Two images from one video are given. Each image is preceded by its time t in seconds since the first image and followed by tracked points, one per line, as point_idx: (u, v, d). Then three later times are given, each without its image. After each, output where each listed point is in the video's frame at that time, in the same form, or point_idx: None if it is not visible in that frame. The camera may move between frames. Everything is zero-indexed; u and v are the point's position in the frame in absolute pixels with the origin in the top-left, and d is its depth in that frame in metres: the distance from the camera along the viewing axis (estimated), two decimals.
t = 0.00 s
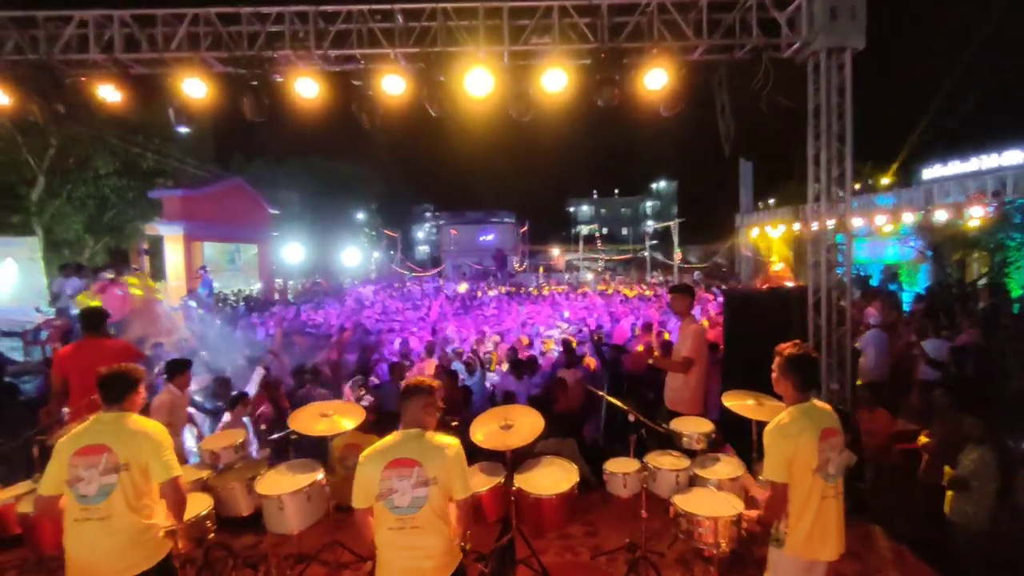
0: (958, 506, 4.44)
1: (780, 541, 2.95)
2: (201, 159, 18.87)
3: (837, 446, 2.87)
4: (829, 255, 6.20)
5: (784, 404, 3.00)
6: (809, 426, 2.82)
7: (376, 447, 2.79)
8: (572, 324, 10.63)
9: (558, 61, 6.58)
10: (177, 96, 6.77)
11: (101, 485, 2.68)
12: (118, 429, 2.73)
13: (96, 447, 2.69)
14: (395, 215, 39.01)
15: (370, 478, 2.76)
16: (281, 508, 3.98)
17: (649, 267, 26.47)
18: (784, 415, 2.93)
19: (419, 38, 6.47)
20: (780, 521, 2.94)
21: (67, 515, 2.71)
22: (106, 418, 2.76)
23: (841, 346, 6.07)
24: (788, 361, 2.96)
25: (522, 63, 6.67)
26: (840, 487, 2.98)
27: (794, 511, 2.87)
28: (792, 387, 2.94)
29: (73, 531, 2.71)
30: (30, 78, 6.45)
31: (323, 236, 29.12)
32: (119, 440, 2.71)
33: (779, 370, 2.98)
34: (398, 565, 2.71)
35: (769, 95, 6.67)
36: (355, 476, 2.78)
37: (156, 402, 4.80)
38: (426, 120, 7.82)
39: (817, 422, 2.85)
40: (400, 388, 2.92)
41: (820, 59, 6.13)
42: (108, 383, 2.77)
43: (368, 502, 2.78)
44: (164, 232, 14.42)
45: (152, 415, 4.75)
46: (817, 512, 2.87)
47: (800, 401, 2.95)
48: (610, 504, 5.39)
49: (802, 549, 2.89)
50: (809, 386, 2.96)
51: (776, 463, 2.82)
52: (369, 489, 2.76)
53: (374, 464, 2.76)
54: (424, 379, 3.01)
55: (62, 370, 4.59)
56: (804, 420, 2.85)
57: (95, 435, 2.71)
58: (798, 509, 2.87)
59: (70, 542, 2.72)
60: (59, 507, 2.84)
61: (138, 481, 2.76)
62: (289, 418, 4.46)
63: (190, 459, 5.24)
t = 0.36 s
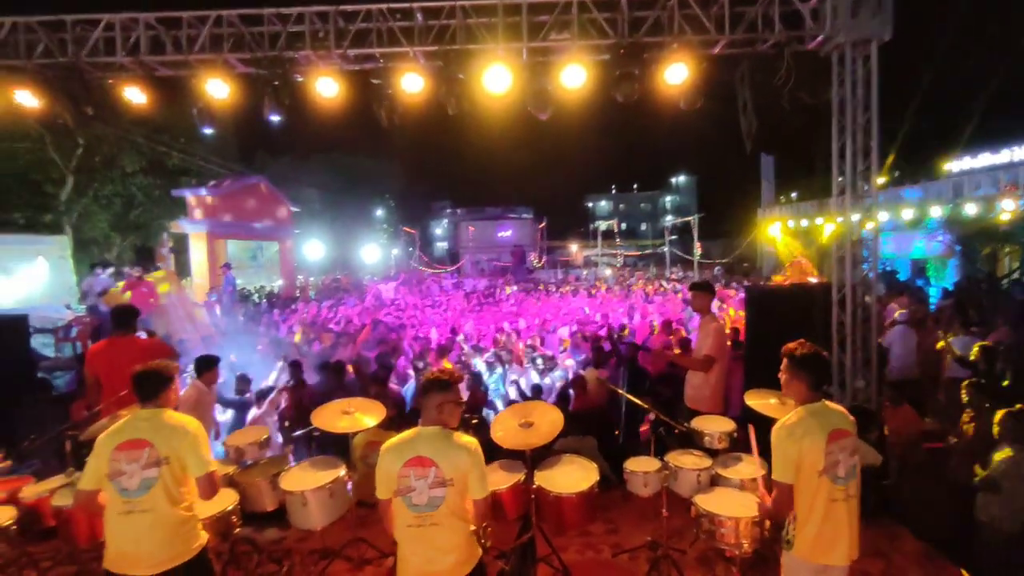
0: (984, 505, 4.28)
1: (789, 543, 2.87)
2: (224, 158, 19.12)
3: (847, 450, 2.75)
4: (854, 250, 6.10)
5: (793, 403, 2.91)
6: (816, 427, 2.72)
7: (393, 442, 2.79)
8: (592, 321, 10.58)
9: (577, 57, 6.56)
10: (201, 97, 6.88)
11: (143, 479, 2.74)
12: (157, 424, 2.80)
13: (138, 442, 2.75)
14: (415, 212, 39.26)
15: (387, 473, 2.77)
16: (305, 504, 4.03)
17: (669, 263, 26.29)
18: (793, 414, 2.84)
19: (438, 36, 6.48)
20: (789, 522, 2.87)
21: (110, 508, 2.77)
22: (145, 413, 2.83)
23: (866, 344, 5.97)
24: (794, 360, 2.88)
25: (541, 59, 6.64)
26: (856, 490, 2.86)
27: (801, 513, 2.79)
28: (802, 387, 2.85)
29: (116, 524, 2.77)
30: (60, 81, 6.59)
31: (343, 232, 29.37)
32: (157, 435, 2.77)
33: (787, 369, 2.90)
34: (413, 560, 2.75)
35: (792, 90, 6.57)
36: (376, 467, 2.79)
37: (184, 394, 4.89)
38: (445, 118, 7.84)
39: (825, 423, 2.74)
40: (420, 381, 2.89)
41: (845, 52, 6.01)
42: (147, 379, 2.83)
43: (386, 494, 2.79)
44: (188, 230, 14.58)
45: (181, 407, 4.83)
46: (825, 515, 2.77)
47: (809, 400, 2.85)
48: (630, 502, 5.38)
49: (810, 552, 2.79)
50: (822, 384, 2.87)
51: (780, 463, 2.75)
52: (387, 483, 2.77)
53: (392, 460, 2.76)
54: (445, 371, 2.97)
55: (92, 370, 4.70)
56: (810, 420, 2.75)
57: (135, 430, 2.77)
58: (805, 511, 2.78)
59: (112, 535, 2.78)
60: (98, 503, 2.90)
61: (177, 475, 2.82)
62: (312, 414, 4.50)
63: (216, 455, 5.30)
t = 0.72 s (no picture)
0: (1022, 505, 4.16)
1: (803, 544, 2.80)
2: (251, 159, 19.42)
3: (868, 452, 2.65)
4: (884, 244, 5.97)
5: (813, 403, 2.83)
6: (835, 427, 2.64)
7: (422, 435, 2.81)
8: (615, 317, 10.53)
9: (599, 53, 6.51)
10: (227, 101, 6.99)
11: (175, 475, 2.80)
12: (188, 421, 2.85)
13: (169, 438, 2.82)
14: (437, 210, 39.44)
15: (415, 465, 2.79)
16: (333, 499, 4.09)
17: (693, 258, 26.06)
18: (812, 414, 2.77)
19: (460, 35, 6.51)
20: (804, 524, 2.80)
21: (144, 502, 2.85)
22: (177, 411, 2.89)
23: (898, 340, 5.84)
24: (813, 359, 2.80)
25: (561, 55, 6.61)
26: (877, 495, 2.75)
27: (816, 514, 2.71)
28: (822, 385, 2.78)
29: (149, 517, 2.84)
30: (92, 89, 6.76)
31: (366, 232, 29.65)
32: (188, 432, 2.83)
33: (805, 368, 2.83)
34: (438, 552, 2.78)
35: (819, 81, 6.45)
36: (404, 458, 2.82)
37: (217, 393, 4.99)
38: (465, 116, 7.86)
39: (845, 424, 2.66)
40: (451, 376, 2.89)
41: (874, 41, 5.87)
42: (178, 376, 2.89)
43: (414, 485, 2.81)
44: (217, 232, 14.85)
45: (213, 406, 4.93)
46: (841, 518, 2.68)
47: (830, 401, 2.77)
48: (656, 499, 5.35)
49: (824, 555, 2.72)
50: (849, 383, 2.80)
51: (795, 462, 2.69)
52: (414, 474, 2.79)
53: (420, 452, 2.78)
54: (477, 367, 2.97)
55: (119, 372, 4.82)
56: (828, 421, 2.67)
57: (167, 427, 2.83)
58: (820, 512, 2.70)
59: (146, 527, 2.86)
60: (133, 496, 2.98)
61: (207, 472, 2.88)
62: (339, 411, 4.54)
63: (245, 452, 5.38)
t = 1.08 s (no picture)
0: None
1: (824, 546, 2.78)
2: (278, 162, 19.74)
3: (886, 455, 2.58)
4: (915, 239, 5.85)
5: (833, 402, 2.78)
6: (848, 428, 2.60)
7: (454, 430, 2.87)
8: (637, 315, 10.49)
9: (621, 50, 6.50)
10: (254, 104, 7.13)
11: (204, 474, 2.89)
12: (218, 422, 2.94)
13: (199, 438, 2.90)
14: (460, 210, 39.63)
15: (443, 459, 2.85)
16: (358, 494, 4.15)
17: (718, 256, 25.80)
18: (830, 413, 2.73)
19: (481, 35, 6.56)
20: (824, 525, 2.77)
21: (176, 500, 2.94)
22: (208, 411, 2.98)
23: (930, 338, 5.71)
24: (830, 357, 2.75)
25: (583, 53, 6.62)
26: (899, 500, 2.66)
27: (832, 515, 2.68)
28: (840, 384, 2.71)
29: (180, 514, 2.93)
30: (126, 95, 6.96)
31: (390, 232, 29.93)
32: (217, 432, 2.91)
33: (823, 367, 2.79)
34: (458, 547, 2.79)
35: (847, 72, 6.34)
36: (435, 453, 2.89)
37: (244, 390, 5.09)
38: (486, 116, 7.93)
39: (859, 424, 2.60)
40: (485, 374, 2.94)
41: (905, 30, 5.76)
42: (209, 379, 2.98)
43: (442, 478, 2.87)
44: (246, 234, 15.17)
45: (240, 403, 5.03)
46: (857, 522, 2.63)
47: (849, 401, 2.72)
48: (679, 498, 5.32)
49: (841, 557, 2.68)
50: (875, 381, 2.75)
51: (807, 462, 2.67)
52: (442, 467, 2.85)
53: (449, 447, 2.84)
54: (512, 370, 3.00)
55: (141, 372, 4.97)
56: (842, 421, 2.63)
57: (199, 426, 2.93)
58: (835, 514, 2.67)
59: (177, 525, 2.95)
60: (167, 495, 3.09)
61: (235, 472, 2.95)
62: (364, 408, 4.61)
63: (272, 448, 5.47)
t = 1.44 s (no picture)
0: None
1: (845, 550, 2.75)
2: (299, 163, 19.96)
3: (909, 455, 2.55)
4: (942, 236, 5.74)
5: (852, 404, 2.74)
6: (870, 431, 2.56)
7: (477, 428, 2.91)
8: (656, 314, 10.43)
9: (639, 48, 6.48)
10: (276, 107, 7.23)
11: (233, 472, 2.96)
12: (245, 421, 3.01)
13: (227, 437, 2.98)
14: (479, 209, 39.75)
15: (465, 456, 2.89)
16: (379, 492, 4.20)
17: (739, 255, 25.54)
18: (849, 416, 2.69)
19: (498, 35, 6.61)
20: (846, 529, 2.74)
21: (206, 499, 3.01)
22: (234, 412, 3.05)
23: (958, 337, 5.61)
24: (849, 359, 2.70)
25: (601, 51, 6.62)
26: (923, 500, 2.63)
27: (855, 518, 2.65)
28: (860, 386, 2.68)
29: (211, 512, 3.00)
30: (154, 100, 7.11)
31: (410, 232, 30.16)
32: (245, 431, 2.99)
33: (840, 368, 2.75)
34: (477, 540, 2.81)
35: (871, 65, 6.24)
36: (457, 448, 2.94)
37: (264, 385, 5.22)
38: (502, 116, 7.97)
39: (881, 426, 2.57)
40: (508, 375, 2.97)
41: (931, 22, 5.66)
42: (235, 379, 3.05)
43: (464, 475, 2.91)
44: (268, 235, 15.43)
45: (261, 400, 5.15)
46: (881, 525, 2.60)
47: (869, 402, 2.67)
48: (699, 499, 5.30)
49: (865, 562, 2.65)
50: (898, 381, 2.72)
51: (828, 467, 2.62)
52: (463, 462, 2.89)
53: (471, 443, 2.88)
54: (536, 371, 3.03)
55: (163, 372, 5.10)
56: (865, 424, 2.58)
57: (226, 426, 3.00)
58: (858, 517, 2.64)
59: (208, 523, 3.02)
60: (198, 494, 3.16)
61: (263, 470, 3.02)
62: (384, 407, 4.66)
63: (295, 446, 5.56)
